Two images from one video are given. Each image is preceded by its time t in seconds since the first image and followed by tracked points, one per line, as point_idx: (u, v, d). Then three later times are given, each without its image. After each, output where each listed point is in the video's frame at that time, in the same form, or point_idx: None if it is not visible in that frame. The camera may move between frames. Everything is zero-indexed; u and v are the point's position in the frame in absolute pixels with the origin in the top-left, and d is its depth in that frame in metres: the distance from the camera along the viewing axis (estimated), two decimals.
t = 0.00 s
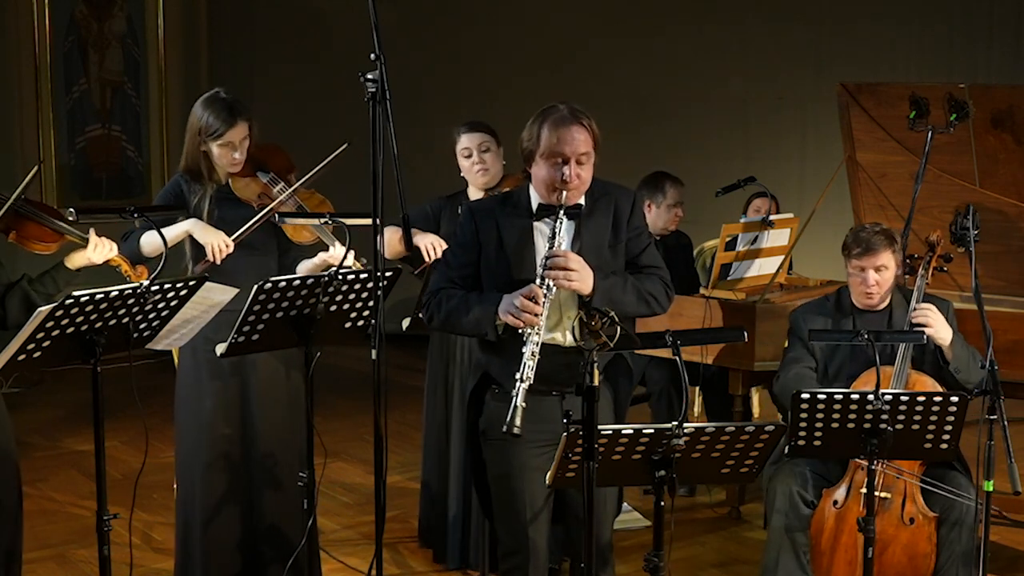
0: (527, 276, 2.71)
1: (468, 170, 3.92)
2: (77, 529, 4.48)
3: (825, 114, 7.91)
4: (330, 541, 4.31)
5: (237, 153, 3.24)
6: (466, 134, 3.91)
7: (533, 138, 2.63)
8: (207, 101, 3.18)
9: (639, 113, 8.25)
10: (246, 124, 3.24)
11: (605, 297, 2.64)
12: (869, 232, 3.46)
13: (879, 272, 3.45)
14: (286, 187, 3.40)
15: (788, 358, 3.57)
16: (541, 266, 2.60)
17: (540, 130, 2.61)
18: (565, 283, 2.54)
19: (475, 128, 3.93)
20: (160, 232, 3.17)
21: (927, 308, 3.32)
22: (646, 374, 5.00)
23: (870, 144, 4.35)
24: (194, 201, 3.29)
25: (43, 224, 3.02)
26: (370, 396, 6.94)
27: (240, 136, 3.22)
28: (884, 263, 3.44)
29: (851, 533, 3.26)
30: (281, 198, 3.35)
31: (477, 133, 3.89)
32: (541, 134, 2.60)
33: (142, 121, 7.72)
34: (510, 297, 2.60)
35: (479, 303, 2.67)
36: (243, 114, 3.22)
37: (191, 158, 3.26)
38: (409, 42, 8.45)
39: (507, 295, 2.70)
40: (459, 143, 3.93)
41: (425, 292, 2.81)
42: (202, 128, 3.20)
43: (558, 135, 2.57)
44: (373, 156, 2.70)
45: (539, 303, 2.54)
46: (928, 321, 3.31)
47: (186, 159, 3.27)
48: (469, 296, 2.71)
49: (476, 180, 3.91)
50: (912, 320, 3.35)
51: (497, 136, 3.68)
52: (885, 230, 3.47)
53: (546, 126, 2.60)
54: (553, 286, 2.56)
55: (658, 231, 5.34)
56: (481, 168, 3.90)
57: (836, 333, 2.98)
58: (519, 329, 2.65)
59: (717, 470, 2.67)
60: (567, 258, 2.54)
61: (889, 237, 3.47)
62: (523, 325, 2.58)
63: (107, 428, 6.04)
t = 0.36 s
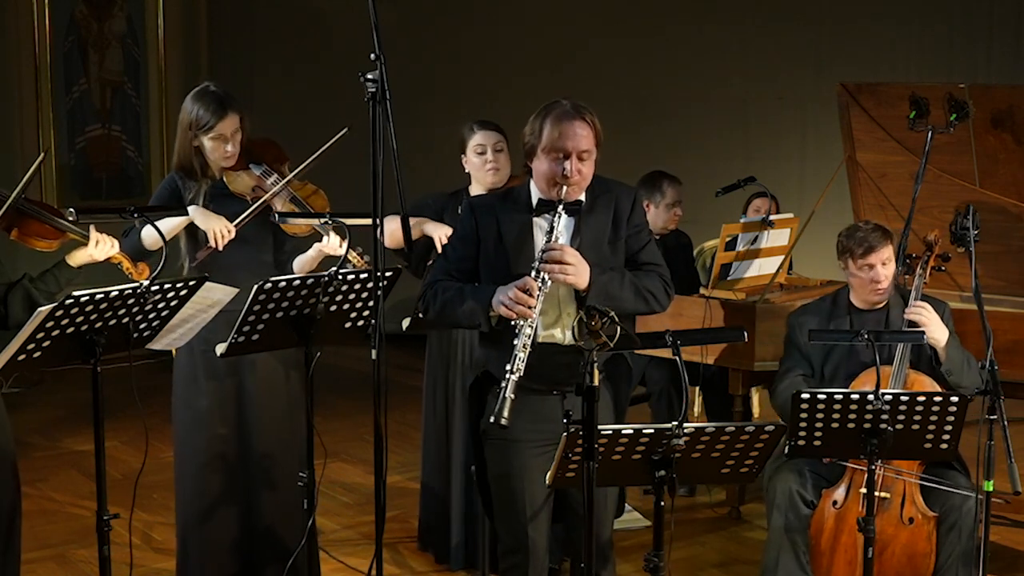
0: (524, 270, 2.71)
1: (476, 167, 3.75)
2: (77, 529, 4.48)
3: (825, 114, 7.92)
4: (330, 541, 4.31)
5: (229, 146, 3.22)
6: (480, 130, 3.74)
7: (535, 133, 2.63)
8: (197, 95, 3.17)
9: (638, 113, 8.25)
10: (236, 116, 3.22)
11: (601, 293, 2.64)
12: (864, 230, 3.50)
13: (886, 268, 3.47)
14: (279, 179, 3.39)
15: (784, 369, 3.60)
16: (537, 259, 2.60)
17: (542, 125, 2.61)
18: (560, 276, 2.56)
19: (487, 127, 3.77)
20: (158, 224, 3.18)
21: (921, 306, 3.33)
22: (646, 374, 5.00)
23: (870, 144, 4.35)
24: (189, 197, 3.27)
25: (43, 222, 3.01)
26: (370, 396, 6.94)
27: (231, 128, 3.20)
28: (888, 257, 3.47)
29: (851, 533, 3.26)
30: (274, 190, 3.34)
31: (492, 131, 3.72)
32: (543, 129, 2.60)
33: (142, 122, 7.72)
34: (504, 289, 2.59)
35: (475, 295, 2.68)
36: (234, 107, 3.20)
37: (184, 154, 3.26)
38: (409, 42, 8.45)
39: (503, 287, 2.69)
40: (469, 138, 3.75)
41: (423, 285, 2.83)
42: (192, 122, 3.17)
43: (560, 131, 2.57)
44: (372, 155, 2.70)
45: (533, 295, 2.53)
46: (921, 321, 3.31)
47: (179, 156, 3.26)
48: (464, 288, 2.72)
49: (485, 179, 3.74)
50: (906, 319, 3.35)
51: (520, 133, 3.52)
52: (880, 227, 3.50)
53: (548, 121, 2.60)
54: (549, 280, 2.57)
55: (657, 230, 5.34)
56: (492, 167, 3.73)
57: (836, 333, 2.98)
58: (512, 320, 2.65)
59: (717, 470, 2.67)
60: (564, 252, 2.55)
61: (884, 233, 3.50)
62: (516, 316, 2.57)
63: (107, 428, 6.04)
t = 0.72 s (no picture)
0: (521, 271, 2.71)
1: (482, 167, 3.74)
2: (77, 529, 4.48)
3: (825, 114, 7.93)
4: (330, 541, 4.31)
5: (225, 144, 3.22)
6: (490, 130, 3.72)
7: (542, 134, 2.63)
8: (192, 93, 3.17)
9: (638, 113, 8.24)
10: (234, 114, 3.22)
11: (594, 295, 2.63)
12: (865, 228, 3.51)
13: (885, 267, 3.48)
14: (274, 178, 3.34)
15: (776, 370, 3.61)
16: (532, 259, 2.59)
17: (549, 126, 2.61)
18: (554, 277, 2.56)
19: (497, 127, 3.75)
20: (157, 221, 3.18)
21: (920, 307, 3.33)
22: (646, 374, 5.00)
23: (870, 144, 4.35)
24: (185, 194, 3.28)
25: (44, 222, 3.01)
26: (370, 396, 6.94)
27: (228, 126, 3.20)
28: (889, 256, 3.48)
29: (851, 533, 3.26)
30: (269, 189, 3.31)
31: (501, 132, 3.71)
32: (550, 131, 2.60)
33: (142, 122, 7.72)
34: (497, 287, 2.60)
35: (469, 292, 2.69)
36: (231, 104, 3.20)
37: (180, 151, 3.25)
38: (409, 42, 8.45)
39: (496, 283, 2.71)
40: (478, 138, 3.73)
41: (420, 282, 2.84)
42: (188, 120, 3.18)
43: (565, 133, 2.58)
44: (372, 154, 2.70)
45: (524, 296, 2.55)
46: (921, 321, 3.32)
47: (174, 154, 3.26)
48: (459, 285, 2.73)
49: (490, 179, 3.73)
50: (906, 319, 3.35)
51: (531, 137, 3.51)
52: (881, 225, 3.52)
53: (555, 123, 2.60)
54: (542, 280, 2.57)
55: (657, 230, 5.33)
56: (499, 168, 3.73)
57: (836, 333, 2.98)
58: (503, 318, 2.66)
59: (717, 470, 2.67)
60: (559, 253, 2.55)
61: (885, 230, 3.51)
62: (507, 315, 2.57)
63: (107, 428, 6.05)
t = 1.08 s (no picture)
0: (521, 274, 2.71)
1: (485, 169, 3.73)
2: (77, 529, 4.48)
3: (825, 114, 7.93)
4: (330, 541, 4.31)
5: (224, 145, 3.21)
6: (495, 134, 3.71)
7: (547, 137, 2.63)
8: (193, 93, 3.17)
9: (638, 113, 8.24)
10: (234, 115, 3.21)
11: (589, 301, 2.65)
12: (869, 228, 3.51)
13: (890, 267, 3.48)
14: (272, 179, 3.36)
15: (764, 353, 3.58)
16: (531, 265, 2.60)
17: (554, 130, 2.61)
18: (553, 283, 2.56)
19: (502, 129, 3.73)
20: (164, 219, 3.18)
21: (924, 307, 3.33)
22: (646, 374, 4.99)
23: (870, 144, 4.35)
24: (181, 193, 3.27)
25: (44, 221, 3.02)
26: (370, 396, 6.94)
27: (229, 127, 3.19)
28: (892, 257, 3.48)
29: (851, 533, 3.26)
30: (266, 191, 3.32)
31: (506, 136, 3.70)
32: (555, 134, 2.59)
33: (142, 122, 7.72)
34: (497, 291, 2.60)
35: (468, 293, 2.70)
36: (231, 105, 3.19)
37: (179, 149, 3.26)
38: (409, 43, 8.44)
39: (496, 286, 2.71)
40: (482, 140, 3.72)
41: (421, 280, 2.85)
42: (188, 120, 3.17)
43: (569, 138, 2.57)
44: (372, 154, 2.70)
45: (523, 301, 2.55)
46: (924, 321, 3.31)
47: (173, 152, 3.26)
48: (459, 286, 2.74)
49: (493, 181, 3.74)
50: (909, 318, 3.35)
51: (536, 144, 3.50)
52: (886, 225, 3.51)
53: (561, 127, 2.59)
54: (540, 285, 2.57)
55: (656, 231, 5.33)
56: (502, 172, 3.72)
57: (836, 333, 2.98)
58: (502, 323, 2.66)
59: (717, 470, 2.67)
60: (559, 258, 2.55)
61: (890, 231, 3.51)
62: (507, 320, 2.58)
63: (107, 428, 6.04)
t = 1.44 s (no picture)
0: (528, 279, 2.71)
1: (485, 178, 3.71)
2: (77, 529, 4.48)
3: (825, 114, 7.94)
4: (330, 541, 4.31)
5: (224, 151, 3.21)
6: (497, 144, 3.68)
7: (553, 141, 2.61)
8: (196, 97, 3.16)
9: (638, 113, 8.24)
10: (235, 122, 3.21)
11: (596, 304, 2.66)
12: (868, 228, 3.51)
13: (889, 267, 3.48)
14: (271, 185, 3.42)
15: (771, 342, 3.56)
16: (540, 271, 2.59)
17: (561, 135, 2.59)
18: (561, 289, 2.55)
19: (503, 139, 3.71)
20: (189, 223, 3.17)
21: (928, 305, 3.34)
22: (646, 374, 4.99)
23: (870, 144, 4.35)
24: (180, 196, 3.26)
25: (42, 227, 3.01)
26: (370, 396, 6.94)
27: (229, 133, 3.19)
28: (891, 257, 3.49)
29: (851, 533, 3.26)
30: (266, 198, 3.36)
31: (508, 147, 3.68)
32: (562, 140, 2.58)
33: (142, 122, 7.72)
34: (504, 296, 2.60)
35: (472, 297, 2.69)
36: (234, 112, 3.19)
37: (179, 152, 3.24)
38: (409, 43, 8.44)
39: (503, 291, 2.70)
40: (484, 150, 3.69)
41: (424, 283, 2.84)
42: (190, 124, 3.16)
43: (577, 143, 2.56)
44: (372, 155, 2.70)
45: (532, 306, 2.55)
46: (928, 318, 3.32)
47: (173, 154, 3.25)
48: (464, 289, 2.73)
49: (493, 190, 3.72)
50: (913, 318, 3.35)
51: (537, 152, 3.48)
52: (884, 226, 3.51)
53: (567, 133, 2.58)
54: (549, 291, 2.56)
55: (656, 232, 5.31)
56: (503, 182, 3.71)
57: (836, 333, 2.98)
58: (510, 329, 2.65)
59: (717, 470, 2.67)
60: (569, 264, 2.55)
61: (888, 232, 3.51)
62: (515, 325, 2.58)
63: (107, 428, 6.04)
